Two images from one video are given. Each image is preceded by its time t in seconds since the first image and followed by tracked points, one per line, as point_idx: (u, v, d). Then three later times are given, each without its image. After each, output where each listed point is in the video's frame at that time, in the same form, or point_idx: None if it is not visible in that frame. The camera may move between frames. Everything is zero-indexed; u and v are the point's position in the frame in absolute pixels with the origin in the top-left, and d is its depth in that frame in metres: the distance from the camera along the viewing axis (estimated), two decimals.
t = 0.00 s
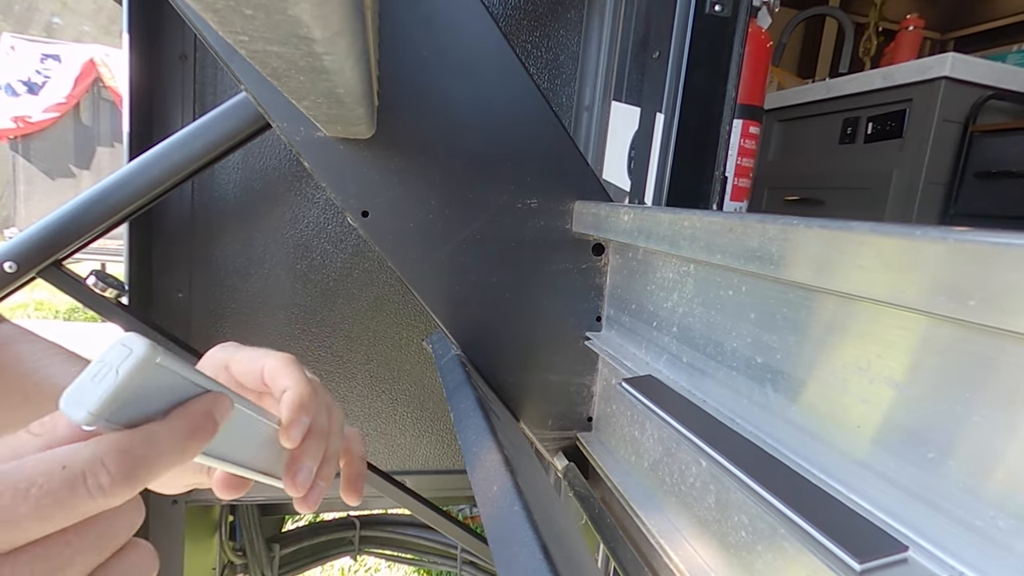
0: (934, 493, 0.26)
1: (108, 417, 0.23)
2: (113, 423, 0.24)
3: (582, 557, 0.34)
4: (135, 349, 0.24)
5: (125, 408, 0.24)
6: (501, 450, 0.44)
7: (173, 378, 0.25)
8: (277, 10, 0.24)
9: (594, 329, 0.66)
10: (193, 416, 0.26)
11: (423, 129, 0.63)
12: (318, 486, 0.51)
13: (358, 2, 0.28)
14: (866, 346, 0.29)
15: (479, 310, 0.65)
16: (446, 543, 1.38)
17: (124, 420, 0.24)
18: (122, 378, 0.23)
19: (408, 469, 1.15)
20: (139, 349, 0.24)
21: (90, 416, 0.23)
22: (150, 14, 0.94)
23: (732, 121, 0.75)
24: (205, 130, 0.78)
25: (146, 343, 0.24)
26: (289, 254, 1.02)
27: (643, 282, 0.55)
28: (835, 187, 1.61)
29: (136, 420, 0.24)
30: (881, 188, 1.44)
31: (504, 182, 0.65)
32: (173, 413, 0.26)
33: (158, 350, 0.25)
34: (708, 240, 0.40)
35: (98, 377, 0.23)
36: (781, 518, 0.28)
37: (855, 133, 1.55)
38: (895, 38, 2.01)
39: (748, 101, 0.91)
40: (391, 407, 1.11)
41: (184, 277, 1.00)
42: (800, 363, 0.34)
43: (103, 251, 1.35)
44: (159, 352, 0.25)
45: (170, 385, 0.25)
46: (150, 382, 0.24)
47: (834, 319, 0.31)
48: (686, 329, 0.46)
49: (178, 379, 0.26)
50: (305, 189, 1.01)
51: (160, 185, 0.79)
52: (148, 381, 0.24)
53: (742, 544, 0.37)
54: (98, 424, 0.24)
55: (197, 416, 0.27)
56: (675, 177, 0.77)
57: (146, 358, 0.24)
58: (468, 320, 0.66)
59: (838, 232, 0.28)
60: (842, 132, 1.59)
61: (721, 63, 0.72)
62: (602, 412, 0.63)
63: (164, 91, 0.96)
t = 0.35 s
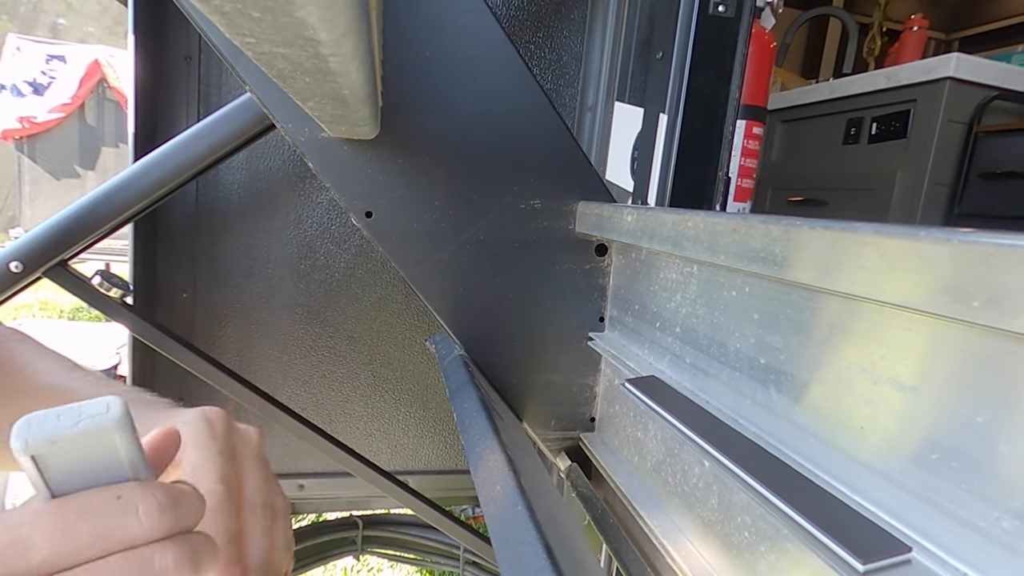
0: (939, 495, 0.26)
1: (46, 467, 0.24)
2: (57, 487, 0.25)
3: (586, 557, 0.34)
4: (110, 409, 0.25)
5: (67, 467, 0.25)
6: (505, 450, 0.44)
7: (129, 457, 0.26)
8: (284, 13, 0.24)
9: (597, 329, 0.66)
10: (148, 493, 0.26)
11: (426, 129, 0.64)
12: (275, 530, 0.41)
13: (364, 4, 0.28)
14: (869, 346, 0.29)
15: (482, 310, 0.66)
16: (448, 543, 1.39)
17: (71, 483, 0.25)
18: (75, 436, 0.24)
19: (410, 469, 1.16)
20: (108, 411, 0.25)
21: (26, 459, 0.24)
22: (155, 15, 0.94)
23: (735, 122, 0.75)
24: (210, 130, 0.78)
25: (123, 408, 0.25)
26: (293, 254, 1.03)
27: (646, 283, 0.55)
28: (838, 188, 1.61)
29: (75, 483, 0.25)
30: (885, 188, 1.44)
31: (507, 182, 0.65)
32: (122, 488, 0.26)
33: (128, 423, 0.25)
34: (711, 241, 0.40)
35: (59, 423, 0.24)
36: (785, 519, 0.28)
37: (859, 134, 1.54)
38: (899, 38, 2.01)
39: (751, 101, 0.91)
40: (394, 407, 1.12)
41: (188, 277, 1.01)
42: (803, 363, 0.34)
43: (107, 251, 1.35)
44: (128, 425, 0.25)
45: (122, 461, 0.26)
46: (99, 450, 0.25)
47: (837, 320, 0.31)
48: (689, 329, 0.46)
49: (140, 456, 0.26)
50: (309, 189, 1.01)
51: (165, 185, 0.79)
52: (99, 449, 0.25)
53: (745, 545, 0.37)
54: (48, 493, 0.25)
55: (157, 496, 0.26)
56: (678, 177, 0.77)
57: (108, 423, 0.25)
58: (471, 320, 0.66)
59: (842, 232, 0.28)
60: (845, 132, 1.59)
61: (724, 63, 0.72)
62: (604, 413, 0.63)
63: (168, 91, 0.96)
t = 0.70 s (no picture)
0: (947, 496, 0.26)
1: (51, 465, 0.22)
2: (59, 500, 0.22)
3: (591, 557, 0.34)
4: (126, 419, 0.22)
5: (68, 471, 0.22)
6: (511, 450, 0.44)
7: (131, 479, 0.23)
8: (292, 14, 0.24)
9: (603, 329, 0.66)
10: (133, 512, 0.23)
11: (432, 130, 0.64)
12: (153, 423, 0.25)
13: (372, 6, 0.28)
14: (876, 347, 0.29)
15: (488, 311, 0.66)
16: (453, 544, 1.39)
17: (71, 493, 0.22)
18: (85, 436, 0.21)
19: (416, 469, 1.16)
20: (119, 422, 0.22)
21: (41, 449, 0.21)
22: (164, 18, 0.95)
23: (742, 122, 0.75)
24: (217, 131, 0.79)
25: (139, 423, 0.22)
26: (299, 254, 1.03)
27: (652, 283, 0.55)
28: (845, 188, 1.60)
29: (73, 494, 0.22)
30: (892, 189, 1.43)
31: (513, 183, 0.65)
32: (111, 506, 0.23)
33: (137, 440, 0.22)
34: (718, 241, 0.40)
35: (82, 423, 0.22)
36: (792, 520, 0.28)
37: (866, 133, 1.53)
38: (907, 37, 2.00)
39: (758, 101, 0.91)
40: (399, 407, 1.12)
41: (195, 277, 1.01)
42: (810, 364, 0.34)
43: (116, 251, 1.36)
44: (138, 441, 0.22)
45: (123, 479, 0.22)
46: (98, 461, 0.22)
47: (845, 320, 0.31)
48: (696, 330, 0.46)
49: (144, 480, 0.23)
50: (315, 190, 1.01)
51: (173, 186, 0.80)
52: (105, 456, 0.22)
53: (752, 546, 0.36)
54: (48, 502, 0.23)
55: (139, 512, 0.23)
56: (684, 177, 0.76)
57: (115, 434, 0.22)
58: (476, 320, 0.66)
59: (850, 233, 0.28)
60: (853, 132, 1.58)
61: (731, 63, 0.72)
62: (610, 413, 0.63)
63: (176, 93, 0.97)
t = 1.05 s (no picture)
0: (951, 499, 0.26)
1: (61, 471, 0.25)
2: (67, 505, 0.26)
3: (594, 558, 0.34)
4: (129, 430, 0.26)
5: (76, 475, 0.25)
6: (514, 451, 0.44)
7: (135, 484, 0.26)
8: (299, 17, 0.25)
9: (607, 330, 0.66)
10: (135, 516, 0.26)
11: (436, 131, 0.64)
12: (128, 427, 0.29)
13: (378, 8, 0.28)
14: (880, 348, 0.29)
15: (491, 311, 0.66)
16: (456, 544, 1.39)
17: (77, 500, 0.25)
18: (94, 445, 0.25)
19: (419, 469, 1.16)
20: (124, 429, 0.25)
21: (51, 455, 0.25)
22: (169, 19, 0.96)
23: (746, 123, 0.75)
24: (221, 132, 0.79)
25: (141, 432, 0.26)
26: (304, 255, 1.03)
27: (656, 284, 0.55)
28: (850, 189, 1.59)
29: (81, 499, 0.25)
30: (897, 189, 1.43)
31: (517, 183, 0.65)
32: (115, 510, 0.25)
33: (139, 448, 0.26)
34: (721, 242, 0.40)
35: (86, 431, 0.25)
36: (796, 522, 0.28)
37: (871, 134, 1.53)
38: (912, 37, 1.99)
39: (762, 101, 0.90)
40: (403, 407, 1.12)
41: (199, 278, 1.01)
42: (814, 365, 0.34)
43: (121, 252, 1.36)
44: (140, 449, 0.26)
45: (125, 484, 0.26)
46: (104, 466, 0.25)
47: (849, 321, 0.31)
48: (699, 331, 0.46)
49: (145, 487, 0.26)
50: (319, 191, 1.02)
51: (178, 186, 0.80)
52: (110, 462, 0.25)
53: (755, 547, 0.36)
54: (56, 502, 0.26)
55: (140, 517, 0.26)
56: (688, 178, 0.76)
57: (120, 440, 0.25)
58: (480, 321, 0.66)
59: (854, 233, 0.28)
60: (857, 133, 1.57)
61: (735, 64, 0.72)
62: (614, 414, 0.63)
63: (181, 94, 0.97)
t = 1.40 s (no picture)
0: (952, 497, 0.26)
1: (91, 472, 0.26)
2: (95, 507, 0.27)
3: (596, 558, 0.34)
4: (157, 435, 0.27)
5: (108, 476, 0.27)
6: (516, 451, 0.44)
7: (159, 488, 0.27)
8: (300, 17, 0.25)
9: (607, 330, 0.66)
10: (160, 522, 0.27)
11: (437, 131, 0.64)
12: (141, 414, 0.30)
13: (379, 8, 0.28)
14: (881, 347, 0.29)
15: (492, 311, 0.66)
16: (457, 544, 1.39)
17: (104, 501, 0.27)
18: (123, 447, 0.26)
19: (420, 469, 1.16)
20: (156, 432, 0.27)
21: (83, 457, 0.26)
22: (170, 19, 0.96)
23: (747, 122, 0.75)
24: (222, 132, 0.79)
25: (169, 438, 0.27)
26: (304, 255, 1.03)
27: (656, 284, 0.55)
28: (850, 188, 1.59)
29: (111, 500, 0.27)
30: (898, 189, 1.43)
31: (518, 183, 0.65)
32: (142, 515, 0.27)
33: (167, 454, 0.27)
34: (723, 241, 0.40)
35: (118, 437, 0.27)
36: (798, 522, 0.28)
37: (871, 133, 1.53)
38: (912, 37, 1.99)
39: (763, 101, 0.90)
40: (404, 407, 1.12)
41: (200, 278, 1.02)
42: (815, 364, 0.34)
43: (122, 251, 1.37)
44: (168, 456, 0.27)
45: (152, 489, 0.27)
46: (135, 468, 0.27)
47: (851, 321, 0.31)
48: (700, 330, 0.46)
49: (170, 494, 0.28)
50: (320, 190, 1.02)
51: (179, 186, 0.80)
52: (140, 467, 0.27)
53: (756, 547, 0.36)
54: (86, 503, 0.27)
55: (167, 523, 0.27)
56: (689, 177, 0.76)
57: (149, 444, 0.27)
58: (481, 321, 0.66)
59: (855, 233, 0.28)
60: (858, 132, 1.57)
61: (735, 64, 0.72)
62: (615, 414, 0.63)
63: (182, 94, 0.97)
